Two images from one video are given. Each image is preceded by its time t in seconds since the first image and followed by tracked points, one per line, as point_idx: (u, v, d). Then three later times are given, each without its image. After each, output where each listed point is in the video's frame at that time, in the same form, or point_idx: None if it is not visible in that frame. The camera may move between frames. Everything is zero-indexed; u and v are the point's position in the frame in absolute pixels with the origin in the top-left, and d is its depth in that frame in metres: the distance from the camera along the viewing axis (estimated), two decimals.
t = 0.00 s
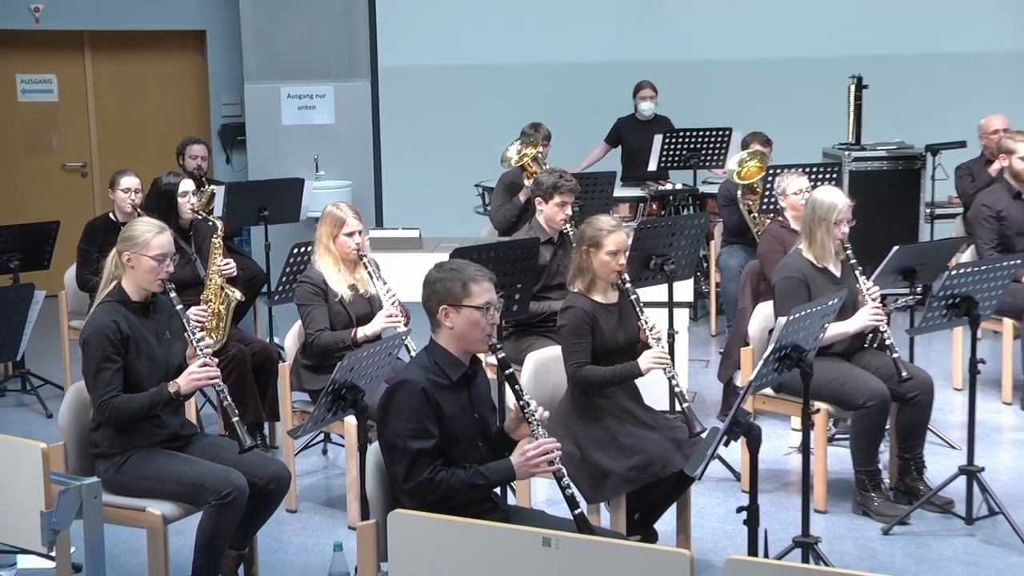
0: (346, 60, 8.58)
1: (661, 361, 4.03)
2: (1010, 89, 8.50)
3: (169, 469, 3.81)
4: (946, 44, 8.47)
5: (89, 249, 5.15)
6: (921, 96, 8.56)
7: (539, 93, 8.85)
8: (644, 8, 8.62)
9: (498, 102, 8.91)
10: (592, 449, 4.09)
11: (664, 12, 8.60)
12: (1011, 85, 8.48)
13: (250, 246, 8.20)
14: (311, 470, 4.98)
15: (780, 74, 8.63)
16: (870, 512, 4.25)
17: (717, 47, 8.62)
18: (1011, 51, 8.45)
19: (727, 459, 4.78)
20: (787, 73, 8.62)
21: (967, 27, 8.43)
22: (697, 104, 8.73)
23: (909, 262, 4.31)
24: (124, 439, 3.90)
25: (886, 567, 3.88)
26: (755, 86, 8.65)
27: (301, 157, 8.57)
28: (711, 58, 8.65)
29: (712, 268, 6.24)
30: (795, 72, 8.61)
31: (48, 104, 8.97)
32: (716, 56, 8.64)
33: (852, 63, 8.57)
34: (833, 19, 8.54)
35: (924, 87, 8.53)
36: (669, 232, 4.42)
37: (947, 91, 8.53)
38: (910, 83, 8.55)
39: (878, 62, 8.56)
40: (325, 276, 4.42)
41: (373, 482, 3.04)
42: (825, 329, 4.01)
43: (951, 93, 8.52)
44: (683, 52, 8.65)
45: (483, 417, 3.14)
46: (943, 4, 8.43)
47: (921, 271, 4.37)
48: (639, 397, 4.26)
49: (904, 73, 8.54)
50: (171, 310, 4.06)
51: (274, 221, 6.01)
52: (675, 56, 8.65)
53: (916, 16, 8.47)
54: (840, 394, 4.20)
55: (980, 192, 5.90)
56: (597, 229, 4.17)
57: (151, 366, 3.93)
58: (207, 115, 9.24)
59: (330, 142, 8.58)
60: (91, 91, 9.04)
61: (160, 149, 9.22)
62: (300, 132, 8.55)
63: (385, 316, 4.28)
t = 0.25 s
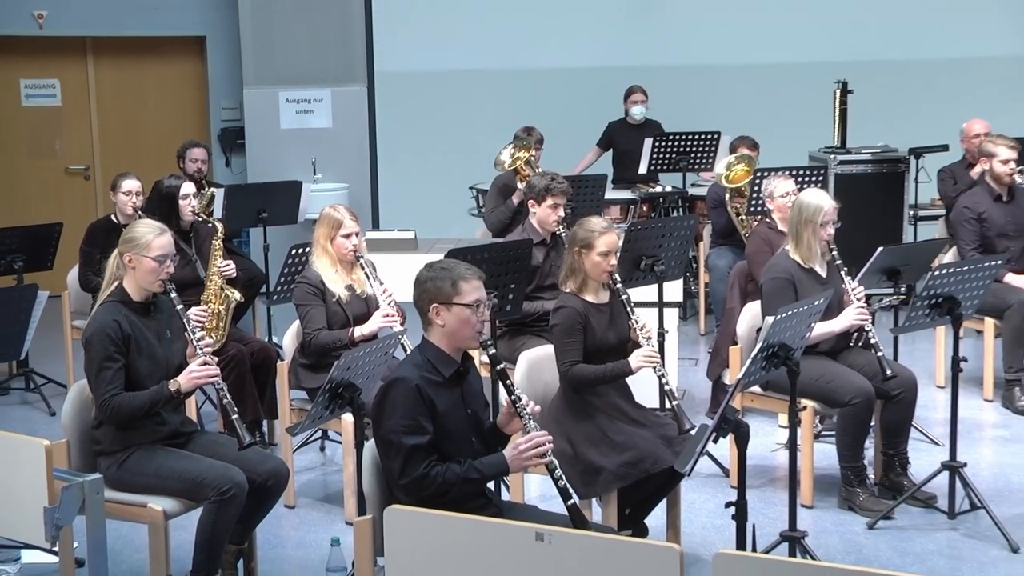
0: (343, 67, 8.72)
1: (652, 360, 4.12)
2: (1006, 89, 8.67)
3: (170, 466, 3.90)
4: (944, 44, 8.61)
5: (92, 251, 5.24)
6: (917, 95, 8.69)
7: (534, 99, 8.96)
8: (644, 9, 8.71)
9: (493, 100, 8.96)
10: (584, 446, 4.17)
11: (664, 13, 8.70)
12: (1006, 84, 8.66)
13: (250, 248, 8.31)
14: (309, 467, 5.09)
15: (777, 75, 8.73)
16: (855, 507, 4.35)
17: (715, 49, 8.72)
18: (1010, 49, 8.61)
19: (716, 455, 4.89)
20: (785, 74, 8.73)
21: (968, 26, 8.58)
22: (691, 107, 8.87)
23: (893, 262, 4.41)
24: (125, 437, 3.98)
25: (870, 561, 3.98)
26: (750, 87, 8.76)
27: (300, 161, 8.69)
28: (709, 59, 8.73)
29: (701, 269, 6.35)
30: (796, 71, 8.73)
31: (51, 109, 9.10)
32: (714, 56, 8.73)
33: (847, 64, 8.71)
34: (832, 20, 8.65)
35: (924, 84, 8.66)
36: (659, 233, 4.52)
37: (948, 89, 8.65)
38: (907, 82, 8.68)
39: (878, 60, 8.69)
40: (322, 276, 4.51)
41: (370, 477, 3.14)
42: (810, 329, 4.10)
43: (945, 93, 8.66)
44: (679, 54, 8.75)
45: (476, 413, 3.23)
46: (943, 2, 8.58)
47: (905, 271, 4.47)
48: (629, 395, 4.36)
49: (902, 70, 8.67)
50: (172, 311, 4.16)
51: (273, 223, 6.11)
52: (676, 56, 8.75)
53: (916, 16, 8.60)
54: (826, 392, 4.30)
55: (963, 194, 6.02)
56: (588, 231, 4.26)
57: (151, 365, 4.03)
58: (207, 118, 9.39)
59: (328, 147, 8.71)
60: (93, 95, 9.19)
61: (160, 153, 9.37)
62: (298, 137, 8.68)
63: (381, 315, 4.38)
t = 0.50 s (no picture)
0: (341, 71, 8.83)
1: (645, 358, 4.21)
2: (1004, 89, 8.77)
3: (173, 462, 3.99)
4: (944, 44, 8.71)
5: (95, 251, 5.33)
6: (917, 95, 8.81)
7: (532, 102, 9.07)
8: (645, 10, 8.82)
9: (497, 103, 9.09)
10: (578, 443, 4.26)
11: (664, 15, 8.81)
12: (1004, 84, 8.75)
13: (251, 248, 8.39)
14: (308, 463, 5.20)
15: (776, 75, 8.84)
16: (844, 503, 4.45)
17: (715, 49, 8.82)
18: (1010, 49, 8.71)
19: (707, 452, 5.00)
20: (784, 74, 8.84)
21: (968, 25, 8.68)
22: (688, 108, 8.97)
23: (880, 262, 4.51)
24: (129, 434, 4.06)
25: (858, 555, 4.06)
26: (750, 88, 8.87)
27: (299, 165, 8.83)
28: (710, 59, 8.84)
29: (693, 269, 6.44)
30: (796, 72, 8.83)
31: (56, 113, 9.30)
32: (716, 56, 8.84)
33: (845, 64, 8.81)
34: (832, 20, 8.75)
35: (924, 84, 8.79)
36: (652, 234, 4.62)
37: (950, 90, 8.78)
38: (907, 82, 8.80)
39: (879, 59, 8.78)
40: (322, 276, 4.61)
41: (369, 474, 3.22)
42: (800, 328, 4.18)
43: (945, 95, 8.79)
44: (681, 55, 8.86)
45: (473, 409, 3.32)
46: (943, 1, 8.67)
47: (892, 271, 4.56)
48: (622, 393, 4.45)
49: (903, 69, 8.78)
50: (174, 310, 4.25)
51: (273, 224, 6.19)
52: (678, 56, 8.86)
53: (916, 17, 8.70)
54: (815, 390, 4.39)
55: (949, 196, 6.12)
56: (582, 232, 4.35)
57: (154, 363, 4.11)
58: (209, 123, 9.58)
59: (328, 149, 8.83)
60: (97, 100, 9.38)
61: (162, 156, 9.53)
62: (297, 139, 8.80)
63: (380, 314, 4.47)
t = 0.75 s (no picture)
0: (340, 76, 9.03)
1: (636, 357, 4.32)
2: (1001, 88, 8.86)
3: (174, 459, 4.06)
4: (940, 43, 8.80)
5: (98, 252, 5.44)
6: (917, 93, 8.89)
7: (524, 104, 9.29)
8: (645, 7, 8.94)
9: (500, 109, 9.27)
10: (570, 439, 4.36)
11: (664, 16, 8.93)
12: (999, 84, 8.83)
13: (250, 249, 8.50)
14: (306, 459, 5.32)
15: (772, 75, 8.98)
16: (830, 497, 4.56)
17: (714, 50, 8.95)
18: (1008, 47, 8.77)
19: (697, 448, 5.13)
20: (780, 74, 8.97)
21: (968, 24, 8.76)
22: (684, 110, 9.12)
23: (866, 263, 4.62)
24: (131, 431, 4.15)
25: (844, 548, 4.17)
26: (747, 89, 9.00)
27: (297, 167, 9.05)
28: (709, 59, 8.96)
29: (683, 269, 6.55)
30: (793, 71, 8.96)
31: (60, 117, 9.47)
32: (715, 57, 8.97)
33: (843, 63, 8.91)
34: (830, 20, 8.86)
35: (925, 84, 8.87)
36: (643, 236, 4.73)
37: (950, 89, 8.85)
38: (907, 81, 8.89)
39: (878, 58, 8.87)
40: (320, 277, 4.71)
41: (367, 470, 3.31)
42: (787, 327, 4.27)
43: (944, 96, 8.89)
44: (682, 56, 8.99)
45: (469, 408, 3.41)
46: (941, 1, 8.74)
47: (877, 272, 4.67)
48: (614, 390, 4.55)
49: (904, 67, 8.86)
50: (175, 310, 4.34)
51: (273, 225, 6.30)
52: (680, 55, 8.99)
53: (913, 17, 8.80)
54: (803, 388, 4.48)
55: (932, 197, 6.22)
56: (575, 233, 4.45)
57: (155, 362, 4.20)
58: (210, 128, 9.78)
59: (327, 153, 9.03)
60: (99, 104, 9.57)
61: (164, 159, 9.73)
62: (295, 141, 9.01)
63: (377, 314, 4.58)
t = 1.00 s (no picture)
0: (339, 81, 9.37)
1: (630, 356, 4.42)
2: (997, 88, 9.01)
3: (177, 455, 4.11)
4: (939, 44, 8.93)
5: (103, 253, 5.53)
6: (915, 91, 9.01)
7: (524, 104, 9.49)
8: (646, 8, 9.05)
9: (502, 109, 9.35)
10: (566, 436, 4.44)
11: (664, 16, 9.05)
12: (999, 84, 8.99)
13: (252, 250, 8.61)
14: (308, 456, 5.43)
15: (772, 75, 9.09)
16: (820, 493, 4.66)
17: (715, 49, 9.06)
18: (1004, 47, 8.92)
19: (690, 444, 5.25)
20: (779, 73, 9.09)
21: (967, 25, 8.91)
22: (680, 109, 9.24)
23: (856, 263, 4.72)
24: (136, 428, 4.20)
25: (834, 543, 4.26)
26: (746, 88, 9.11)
27: (297, 168, 9.36)
28: (710, 59, 9.08)
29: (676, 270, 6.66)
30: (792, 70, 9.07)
31: (66, 120, 9.70)
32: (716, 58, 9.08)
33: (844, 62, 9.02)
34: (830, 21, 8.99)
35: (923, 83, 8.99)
36: (638, 237, 4.82)
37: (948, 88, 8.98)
38: (906, 81, 9.02)
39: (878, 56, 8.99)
40: (321, 277, 4.80)
41: (367, 468, 3.35)
42: (779, 326, 4.35)
43: (945, 96, 8.99)
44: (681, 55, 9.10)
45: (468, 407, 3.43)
46: (942, 1, 8.88)
47: (866, 272, 4.78)
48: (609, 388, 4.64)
49: (903, 67, 8.98)
50: (179, 309, 4.41)
51: (274, 227, 6.40)
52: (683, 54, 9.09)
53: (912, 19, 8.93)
54: (793, 385, 4.57)
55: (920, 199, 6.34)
56: (571, 234, 4.52)
57: (160, 360, 4.26)
58: (212, 130, 10.09)
59: (324, 157, 9.38)
60: (105, 107, 9.82)
61: (168, 162, 10.02)
62: (294, 146, 9.34)
63: (377, 313, 4.67)
